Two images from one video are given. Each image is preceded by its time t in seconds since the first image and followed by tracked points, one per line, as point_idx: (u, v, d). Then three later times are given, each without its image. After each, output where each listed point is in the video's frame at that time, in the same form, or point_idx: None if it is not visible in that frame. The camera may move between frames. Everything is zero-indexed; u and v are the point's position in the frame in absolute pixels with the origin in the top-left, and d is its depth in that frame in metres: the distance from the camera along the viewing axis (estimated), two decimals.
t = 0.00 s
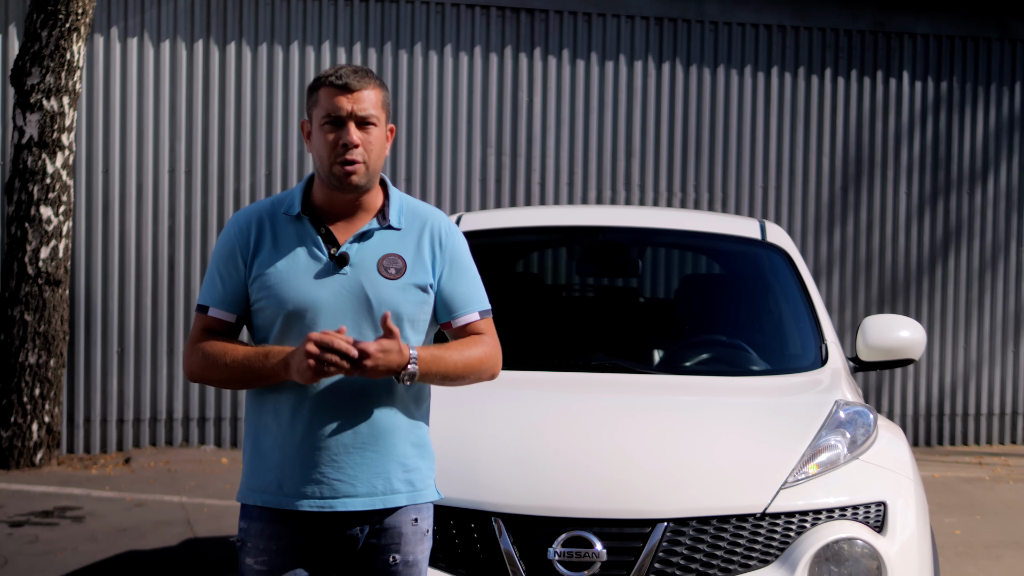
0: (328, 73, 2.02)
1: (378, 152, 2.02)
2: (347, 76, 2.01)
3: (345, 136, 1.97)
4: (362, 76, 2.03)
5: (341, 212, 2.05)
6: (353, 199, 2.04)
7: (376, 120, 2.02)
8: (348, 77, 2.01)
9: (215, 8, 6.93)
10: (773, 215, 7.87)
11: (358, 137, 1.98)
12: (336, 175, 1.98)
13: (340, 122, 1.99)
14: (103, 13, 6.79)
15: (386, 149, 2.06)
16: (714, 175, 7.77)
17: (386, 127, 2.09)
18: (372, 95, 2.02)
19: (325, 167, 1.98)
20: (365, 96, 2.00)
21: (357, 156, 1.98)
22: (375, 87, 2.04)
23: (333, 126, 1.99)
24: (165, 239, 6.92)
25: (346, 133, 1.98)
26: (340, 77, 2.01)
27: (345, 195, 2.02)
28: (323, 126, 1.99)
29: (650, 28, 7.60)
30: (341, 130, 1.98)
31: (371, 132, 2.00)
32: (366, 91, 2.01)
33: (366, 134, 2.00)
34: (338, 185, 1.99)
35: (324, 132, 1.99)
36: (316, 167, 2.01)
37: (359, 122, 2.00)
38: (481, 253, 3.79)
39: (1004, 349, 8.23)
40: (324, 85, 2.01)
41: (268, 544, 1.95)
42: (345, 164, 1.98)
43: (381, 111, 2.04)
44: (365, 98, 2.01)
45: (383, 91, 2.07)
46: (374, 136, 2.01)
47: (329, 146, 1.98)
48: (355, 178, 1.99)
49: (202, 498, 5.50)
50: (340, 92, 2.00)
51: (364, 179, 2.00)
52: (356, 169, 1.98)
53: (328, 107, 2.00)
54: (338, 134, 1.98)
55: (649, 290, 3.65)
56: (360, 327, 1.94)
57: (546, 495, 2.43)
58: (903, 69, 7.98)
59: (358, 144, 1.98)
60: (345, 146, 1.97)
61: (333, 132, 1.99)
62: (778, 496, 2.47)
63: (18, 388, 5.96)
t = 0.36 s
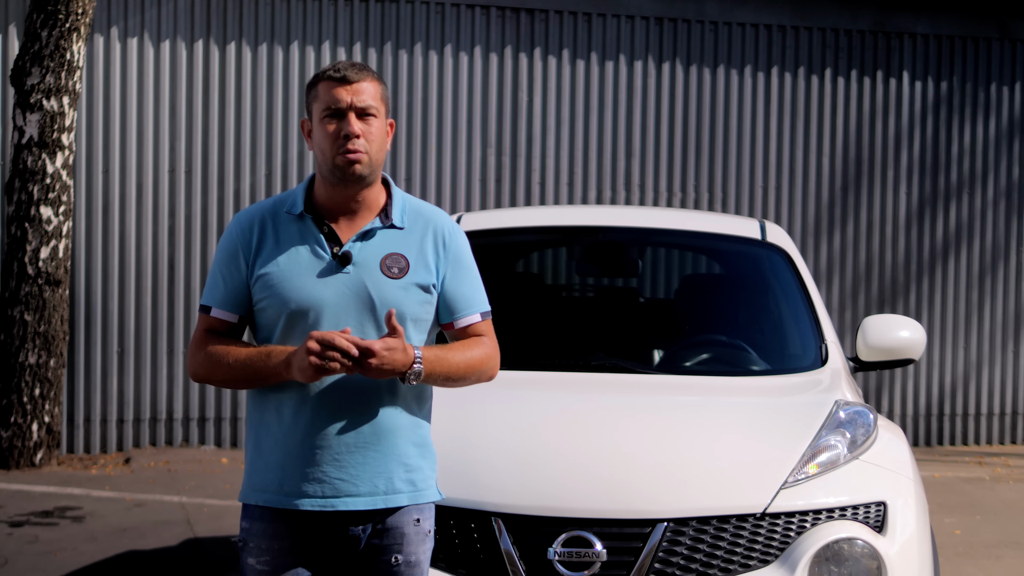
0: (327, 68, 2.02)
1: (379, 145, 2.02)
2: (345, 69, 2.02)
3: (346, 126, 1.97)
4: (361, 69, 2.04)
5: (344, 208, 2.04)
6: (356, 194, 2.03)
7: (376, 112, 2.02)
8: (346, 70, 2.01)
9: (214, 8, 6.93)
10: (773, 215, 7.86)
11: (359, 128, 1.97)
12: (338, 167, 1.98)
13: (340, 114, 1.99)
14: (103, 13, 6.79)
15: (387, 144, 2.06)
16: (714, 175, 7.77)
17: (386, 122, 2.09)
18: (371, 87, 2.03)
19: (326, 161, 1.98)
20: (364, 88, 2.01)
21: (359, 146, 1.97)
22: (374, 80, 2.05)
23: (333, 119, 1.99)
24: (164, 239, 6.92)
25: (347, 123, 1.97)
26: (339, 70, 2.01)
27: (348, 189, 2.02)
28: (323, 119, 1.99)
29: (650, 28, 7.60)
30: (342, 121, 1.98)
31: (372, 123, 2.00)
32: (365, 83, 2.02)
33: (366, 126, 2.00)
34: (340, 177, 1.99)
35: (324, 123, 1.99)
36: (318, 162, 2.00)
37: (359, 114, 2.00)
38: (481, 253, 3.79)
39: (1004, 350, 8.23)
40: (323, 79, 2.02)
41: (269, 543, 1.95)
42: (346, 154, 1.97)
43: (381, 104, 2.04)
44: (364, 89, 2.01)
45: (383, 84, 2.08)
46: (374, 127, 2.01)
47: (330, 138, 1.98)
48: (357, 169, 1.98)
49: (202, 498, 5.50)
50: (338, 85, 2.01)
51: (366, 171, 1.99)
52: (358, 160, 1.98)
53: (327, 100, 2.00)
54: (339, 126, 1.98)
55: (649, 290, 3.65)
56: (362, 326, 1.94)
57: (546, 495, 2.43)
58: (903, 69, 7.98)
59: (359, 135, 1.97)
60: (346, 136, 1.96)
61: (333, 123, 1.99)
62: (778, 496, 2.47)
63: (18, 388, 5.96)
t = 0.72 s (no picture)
0: (326, 77, 2.02)
1: (379, 154, 2.02)
2: (344, 79, 2.01)
3: (346, 137, 1.98)
4: (360, 77, 2.03)
5: (344, 214, 2.04)
6: (356, 202, 2.03)
7: (376, 122, 2.02)
8: (345, 80, 2.01)
9: (214, 8, 6.93)
10: (773, 215, 7.87)
11: (357, 140, 1.98)
12: (338, 177, 1.98)
13: (338, 126, 1.99)
14: (103, 13, 6.79)
15: (387, 151, 2.06)
16: (714, 175, 7.77)
17: (387, 129, 2.09)
18: (371, 96, 2.02)
19: (325, 171, 1.98)
20: (363, 99, 2.01)
21: (359, 158, 1.98)
22: (374, 88, 2.05)
23: (332, 130, 1.99)
24: (164, 238, 6.92)
25: (345, 136, 1.98)
26: (338, 80, 2.01)
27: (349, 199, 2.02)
28: (322, 131, 2.00)
29: (650, 28, 7.60)
30: (340, 133, 1.98)
31: (371, 134, 2.00)
32: (364, 93, 2.02)
33: (365, 136, 2.00)
34: (339, 188, 1.98)
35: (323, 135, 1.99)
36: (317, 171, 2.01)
37: (358, 125, 2.00)
38: (481, 253, 3.79)
39: (1004, 350, 8.24)
40: (323, 88, 2.02)
41: (269, 543, 1.95)
42: (345, 167, 1.97)
43: (380, 113, 2.04)
44: (364, 100, 2.01)
45: (382, 92, 2.07)
46: (374, 137, 2.01)
47: (329, 148, 1.98)
48: (355, 182, 1.98)
49: (202, 498, 5.50)
50: (337, 96, 2.00)
51: (365, 182, 1.99)
52: (357, 172, 1.98)
53: (326, 111, 2.00)
54: (337, 137, 1.98)
55: (649, 290, 3.65)
56: (363, 332, 1.95)
57: (546, 495, 2.43)
58: (903, 69, 7.98)
59: (358, 147, 1.97)
60: (346, 148, 1.97)
61: (332, 134, 1.99)
62: (778, 496, 2.47)
63: (18, 388, 5.96)
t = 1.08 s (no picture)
0: (327, 72, 2.02)
1: (378, 151, 2.02)
2: (346, 75, 2.01)
3: (346, 134, 1.97)
4: (362, 74, 2.03)
5: (341, 211, 2.04)
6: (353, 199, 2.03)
7: (376, 119, 2.02)
8: (347, 76, 2.01)
9: (214, 8, 6.93)
10: (773, 215, 7.87)
11: (358, 136, 1.98)
12: (338, 174, 1.98)
13: (340, 121, 1.99)
14: (103, 13, 6.79)
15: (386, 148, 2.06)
16: (714, 175, 7.77)
17: (386, 126, 2.09)
18: (372, 93, 2.02)
19: (326, 168, 1.98)
20: (365, 95, 2.00)
21: (358, 155, 1.98)
22: (375, 86, 2.04)
23: (333, 126, 1.99)
24: (164, 238, 6.92)
25: (347, 132, 1.98)
26: (340, 76, 2.01)
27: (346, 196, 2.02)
28: (323, 125, 1.99)
29: (650, 28, 7.60)
30: (341, 128, 1.98)
31: (371, 131, 2.00)
32: (366, 89, 2.01)
33: (366, 133, 2.00)
34: (338, 186, 1.99)
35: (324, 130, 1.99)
36: (317, 167, 2.01)
37: (359, 121, 2.00)
38: (481, 254, 3.79)
39: (1004, 350, 8.24)
40: (324, 83, 2.01)
41: (267, 543, 1.94)
42: (346, 164, 1.97)
43: (381, 110, 2.04)
44: (365, 96, 2.01)
45: (383, 89, 2.07)
46: (374, 134, 2.01)
47: (329, 144, 1.98)
48: (355, 181, 1.98)
49: (202, 498, 5.50)
50: (339, 91, 2.00)
51: (364, 181, 1.99)
52: (357, 171, 1.98)
53: (328, 107, 2.00)
54: (339, 133, 1.98)
55: (649, 289, 3.65)
56: (361, 327, 1.95)
57: (546, 495, 2.43)
58: (903, 69, 7.98)
59: (359, 143, 1.97)
60: (346, 145, 1.97)
61: (334, 130, 1.99)
62: (778, 496, 2.47)
63: (18, 388, 5.96)
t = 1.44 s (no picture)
0: (338, 74, 2.01)
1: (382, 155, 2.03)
2: (358, 79, 2.01)
3: (358, 138, 1.97)
4: (371, 80, 2.04)
5: (334, 209, 2.05)
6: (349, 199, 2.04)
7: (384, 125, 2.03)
8: (360, 81, 2.01)
9: (214, 8, 6.93)
10: (773, 215, 7.87)
11: (369, 141, 1.98)
12: (344, 175, 1.97)
13: (352, 124, 1.98)
14: (103, 13, 6.79)
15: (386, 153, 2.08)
16: (714, 175, 7.77)
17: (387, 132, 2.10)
18: (380, 98, 2.03)
19: (332, 168, 1.97)
20: (375, 100, 2.01)
21: (366, 158, 1.98)
22: (382, 91, 2.05)
23: (343, 128, 1.98)
24: (164, 238, 6.92)
25: (358, 135, 1.97)
26: (352, 79, 2.00)
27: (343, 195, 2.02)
28: (332, 126, 1.97)
29: (650, 28, 7.60)
30: (353, 132, 1.98)
31: (379, 136, 2.01)
32: (375, 94, 2.02)
33: (375, 138, 2.00)
34: (343, 186, 1.98)
35: (334, 133, 1.97)
36: (319, 165, 1.99)
37: (370, 126, 2.00)
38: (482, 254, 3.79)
39: (1004, 349, 8.23)
40: (333, 84, 2.00)
41: (268, 546, 1.92)
42: (353, 166, 1.97)
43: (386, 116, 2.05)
44: (374, 101, 2.01)
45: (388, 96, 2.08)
46: (381, 139, 2.02)
47: (338, 145, 1.97)
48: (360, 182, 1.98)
49: (202, 498, 5.50)
50: (349, 93, 1.99)
51: (367, 183, 2.00)
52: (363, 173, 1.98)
53: (338, 108, 1.98)
54: (350, 136, 1.97)
55: (649, 290, 3.65)
56: (362, 321, 1.95)
57: (546, 495, 2.42)
58: (903, 69, 7.97)
59: (369, 148, 1.98)
60: (356, 148, 1.97)
61: (345, 132, 1.97)
62: (778, 496, 2.47)
63: (18, 388, 5.96)
